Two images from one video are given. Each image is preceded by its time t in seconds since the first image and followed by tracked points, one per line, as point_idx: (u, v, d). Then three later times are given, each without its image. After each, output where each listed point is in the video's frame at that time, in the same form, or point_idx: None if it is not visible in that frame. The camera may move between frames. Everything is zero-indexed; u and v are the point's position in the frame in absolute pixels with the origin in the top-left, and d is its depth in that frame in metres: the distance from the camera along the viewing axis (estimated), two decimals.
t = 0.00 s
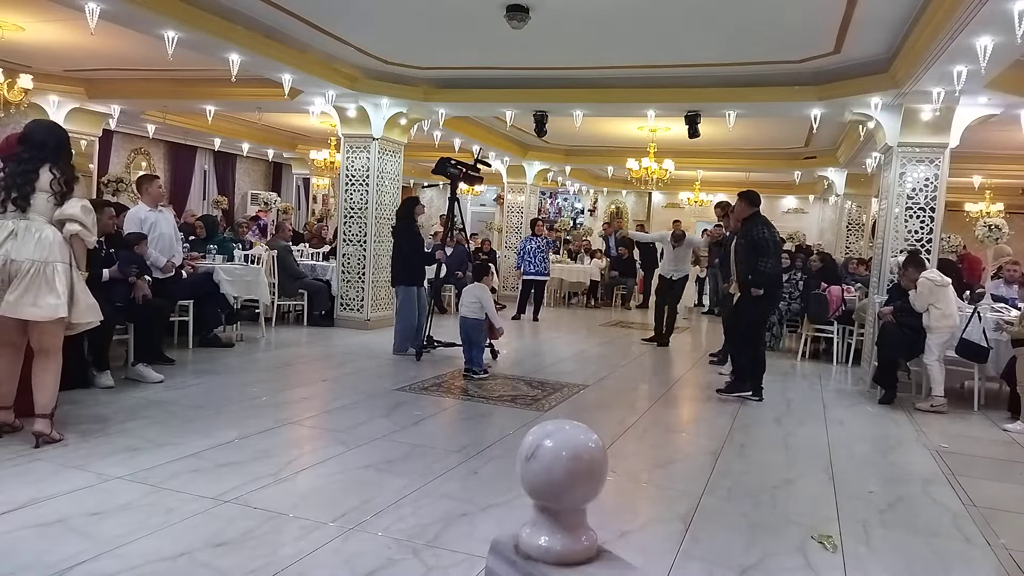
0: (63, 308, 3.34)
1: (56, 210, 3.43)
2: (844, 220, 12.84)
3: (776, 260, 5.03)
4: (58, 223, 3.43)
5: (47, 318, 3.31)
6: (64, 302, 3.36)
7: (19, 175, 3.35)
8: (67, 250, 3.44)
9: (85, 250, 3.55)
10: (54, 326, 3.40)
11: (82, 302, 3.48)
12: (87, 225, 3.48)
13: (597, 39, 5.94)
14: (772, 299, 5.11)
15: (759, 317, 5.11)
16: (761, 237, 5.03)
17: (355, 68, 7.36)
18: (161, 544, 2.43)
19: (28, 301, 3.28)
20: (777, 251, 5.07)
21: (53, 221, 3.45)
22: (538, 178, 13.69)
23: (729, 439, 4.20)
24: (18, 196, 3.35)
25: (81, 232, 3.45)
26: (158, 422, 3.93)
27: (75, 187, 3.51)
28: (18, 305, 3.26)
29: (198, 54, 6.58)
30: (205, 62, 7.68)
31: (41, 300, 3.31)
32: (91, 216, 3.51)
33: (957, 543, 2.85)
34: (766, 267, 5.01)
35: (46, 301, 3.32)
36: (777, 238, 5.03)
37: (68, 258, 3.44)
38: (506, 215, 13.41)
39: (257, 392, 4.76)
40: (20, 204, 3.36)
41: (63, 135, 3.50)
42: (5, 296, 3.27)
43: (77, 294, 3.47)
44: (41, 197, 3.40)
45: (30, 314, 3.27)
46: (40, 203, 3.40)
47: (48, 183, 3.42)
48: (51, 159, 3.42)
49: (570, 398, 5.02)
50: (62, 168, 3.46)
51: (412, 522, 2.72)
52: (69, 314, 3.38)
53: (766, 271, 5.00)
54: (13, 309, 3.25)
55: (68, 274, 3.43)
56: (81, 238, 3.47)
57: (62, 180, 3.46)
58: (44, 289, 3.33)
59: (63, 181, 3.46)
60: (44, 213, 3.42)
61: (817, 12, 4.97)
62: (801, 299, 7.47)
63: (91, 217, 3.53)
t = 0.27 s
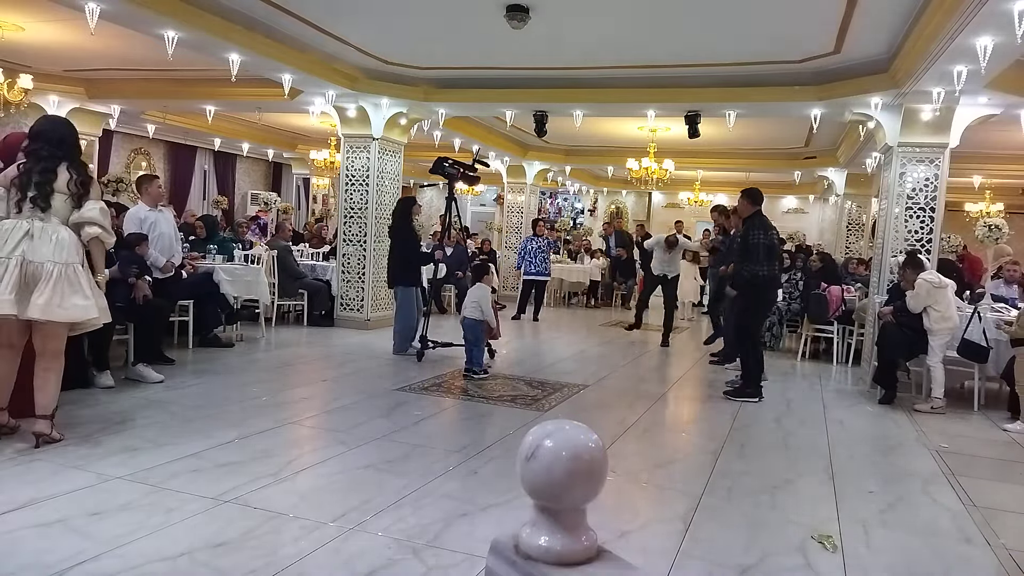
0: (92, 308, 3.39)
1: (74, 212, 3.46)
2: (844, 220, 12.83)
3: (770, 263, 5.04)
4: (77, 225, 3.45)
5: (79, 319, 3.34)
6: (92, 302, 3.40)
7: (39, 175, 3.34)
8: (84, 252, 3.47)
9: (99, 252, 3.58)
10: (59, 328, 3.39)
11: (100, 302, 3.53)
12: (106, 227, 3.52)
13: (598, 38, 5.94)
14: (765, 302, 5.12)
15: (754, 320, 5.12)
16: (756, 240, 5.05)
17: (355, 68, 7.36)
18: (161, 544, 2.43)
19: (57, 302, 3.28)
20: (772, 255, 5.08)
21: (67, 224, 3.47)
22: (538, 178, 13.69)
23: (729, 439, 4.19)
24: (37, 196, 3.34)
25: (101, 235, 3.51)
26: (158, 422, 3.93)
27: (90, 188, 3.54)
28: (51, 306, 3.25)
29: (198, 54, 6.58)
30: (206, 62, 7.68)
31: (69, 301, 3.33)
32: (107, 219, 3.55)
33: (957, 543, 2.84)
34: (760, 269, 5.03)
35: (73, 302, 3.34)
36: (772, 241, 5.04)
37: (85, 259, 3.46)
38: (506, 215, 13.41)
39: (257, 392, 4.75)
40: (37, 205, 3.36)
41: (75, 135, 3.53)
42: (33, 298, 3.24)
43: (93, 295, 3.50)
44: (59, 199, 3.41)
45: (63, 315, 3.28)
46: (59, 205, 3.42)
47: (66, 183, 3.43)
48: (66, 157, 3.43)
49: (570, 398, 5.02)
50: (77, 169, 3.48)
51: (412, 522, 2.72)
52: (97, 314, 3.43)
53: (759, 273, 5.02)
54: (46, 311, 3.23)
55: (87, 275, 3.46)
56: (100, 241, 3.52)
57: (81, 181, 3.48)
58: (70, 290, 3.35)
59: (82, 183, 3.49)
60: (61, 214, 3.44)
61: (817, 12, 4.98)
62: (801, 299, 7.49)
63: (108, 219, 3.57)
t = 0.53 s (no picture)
0: (104, 309, 3.44)
1: (76, 213, 3.48)
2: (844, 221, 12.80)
3: (772, 266, 5.02)
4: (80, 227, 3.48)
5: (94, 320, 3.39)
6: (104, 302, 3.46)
7: (43, 176, 3.32)
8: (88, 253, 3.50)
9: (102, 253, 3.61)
10: (61, 330, 3.40)
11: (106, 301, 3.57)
12: (108, 229, 3.56)
13: (597, 39, 5.94)
14: (767, 305, 5.11)
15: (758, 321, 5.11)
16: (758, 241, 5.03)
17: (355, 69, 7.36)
18: (162, 544, 2.43)
19: (72, 305, 3.32)
20: (775, 258, 5.06)
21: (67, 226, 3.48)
22: (538, 178, 13.69)
23: (729, 439, 4.20)
24: (41, 198, 3.33)
25: (104, 237, 3.54)
26: (158, 422, 3.93)
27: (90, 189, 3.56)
28: (68, 310, 3.29)
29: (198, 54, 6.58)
30: (206, 62, 7.68)
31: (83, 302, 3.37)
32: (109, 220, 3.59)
33: (957, 542, 2.85)
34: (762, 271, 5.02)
35: (86, 303, 3.38)
36: (773, 244, 5.02)
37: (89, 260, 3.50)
38: (506, 215, 13.41)
39: (258, 392, 4.75)
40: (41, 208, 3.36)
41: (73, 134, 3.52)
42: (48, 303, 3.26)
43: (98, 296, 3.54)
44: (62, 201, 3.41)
45: (80, 317, 3.33)
46: (62, 207, 3.43)
47: (66, 184, 3.42)
48: (66, 155, 3.39)
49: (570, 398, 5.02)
50: (76, 169, 3.46)
51: (412, 522, 2.72)
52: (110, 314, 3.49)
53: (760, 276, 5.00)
54: (66, 314, 3.28)
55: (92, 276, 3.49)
56: (103, 242, 3.55)
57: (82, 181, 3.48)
58: (82, 292, 3.39)
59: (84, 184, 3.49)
60: (62, 217, 3.44)
61: (817, 12, 4.98)
62: (801, 299, 7.58)
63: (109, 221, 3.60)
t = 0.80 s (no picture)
0: (90, 310, 3.43)
1: (59, 215, 3.46)
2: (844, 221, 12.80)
3: (782, 266, 5.01)
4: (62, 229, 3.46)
5: (79, 321, 3.37)
6: (90, 302, 3.44)
7: (26, 176, 3.28)
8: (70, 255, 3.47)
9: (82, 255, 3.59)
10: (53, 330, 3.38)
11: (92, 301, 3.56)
12: (89, 231, 3.56)
13: (597, 39, 5.94)
14: (777, 304, 5.09)
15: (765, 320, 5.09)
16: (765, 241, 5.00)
17: (355, 69, 7.36)
18: (162, 544, 2.43)
19: (57, 306, 3.30)
20: (785, 257, 5.06)
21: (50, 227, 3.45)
22: (538, 178, 13.68)
23: (728, 439, 4.20)
24: (23, 198, 3.29)
25: (86, 240, 3.53)
26: (157, 422, 3.93)
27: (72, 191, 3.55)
28: (52, 312, 3.28)
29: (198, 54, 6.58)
30: (206, 62, 7.68)
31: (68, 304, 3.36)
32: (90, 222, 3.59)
33: (957, 542, 2.85)
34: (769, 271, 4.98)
35: (71, 305, 3.36)
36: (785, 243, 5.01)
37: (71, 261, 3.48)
38: (506, 215, 13.42)
39: (257, 392, 4.75)
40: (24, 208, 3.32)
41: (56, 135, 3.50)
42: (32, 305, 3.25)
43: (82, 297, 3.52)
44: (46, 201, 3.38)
45: (65, 319, 3.31)
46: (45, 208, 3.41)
47: (50, 185, 3.39)
48: (49, 156, 3.35)
49: (570, 399, 5.02)
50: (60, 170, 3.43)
51: (413, 522, 2.72)
52: (96, 315, 3.47)
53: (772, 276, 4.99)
54: (52, 317, 3.27)
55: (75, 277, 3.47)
56: (85, 245, 3.55)
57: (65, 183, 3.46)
58: (67, 293, 3.37)
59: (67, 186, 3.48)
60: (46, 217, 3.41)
61: (817, 12, 4.98)
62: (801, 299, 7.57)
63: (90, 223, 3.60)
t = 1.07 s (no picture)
0: (57, 310, 3.37)
1: (32, 214, 3.42)
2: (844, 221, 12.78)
3: (798, 266, 5.02)
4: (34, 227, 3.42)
5: (42, 322, 3.31)
6: (56, 304, 3.37)
7: None
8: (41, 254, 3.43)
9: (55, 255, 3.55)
10: (33, 330, 3.36)
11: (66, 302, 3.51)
12: (62, 232, 3.51)
13: (597, 39, 5.94)
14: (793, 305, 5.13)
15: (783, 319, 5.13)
16: (782, 241, 5.04)
17: (355, 69, 7.36)
18: (161, 543, 2.43)
19: (21, 305, 3.25)
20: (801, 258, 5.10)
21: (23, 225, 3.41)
22: (538, 178, 13.68)
23: (729, 439, 4.20)
24: None
25: (57, 240, 3.48)
26: (157, 422, 3.93)
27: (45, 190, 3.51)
28: (12, 312, 3.22)
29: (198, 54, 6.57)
30: (206, 62, 7.68)
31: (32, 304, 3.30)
32: (63, 222, 3.54)
33: (957, 542, 2.85)
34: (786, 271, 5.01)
35: (36, 304, 3.31)
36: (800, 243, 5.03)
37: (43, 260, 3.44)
38: (506, 215, 13.42)
39: (257, 392, 4.75)
40: None
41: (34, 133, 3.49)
42: None
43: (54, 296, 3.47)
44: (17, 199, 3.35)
45: (26, 320, 3.25)
46: (18, 206, 3.37)
47: (23, 183, 3.35)
48: (20, 153, 3.32)
49: (570, 398, 5.01)
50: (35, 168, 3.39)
51: (412, 522, 2.72)
52: (63, 316, 3.40)
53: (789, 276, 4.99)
54: (11, 317, 3.21)
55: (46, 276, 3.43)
56: (57, 245, 3.49)
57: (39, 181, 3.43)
58: (33, 292, 3.32)
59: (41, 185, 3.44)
60: (18, 215, 3.38)
61: (817, 12, 4.98)
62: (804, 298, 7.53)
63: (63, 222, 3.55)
